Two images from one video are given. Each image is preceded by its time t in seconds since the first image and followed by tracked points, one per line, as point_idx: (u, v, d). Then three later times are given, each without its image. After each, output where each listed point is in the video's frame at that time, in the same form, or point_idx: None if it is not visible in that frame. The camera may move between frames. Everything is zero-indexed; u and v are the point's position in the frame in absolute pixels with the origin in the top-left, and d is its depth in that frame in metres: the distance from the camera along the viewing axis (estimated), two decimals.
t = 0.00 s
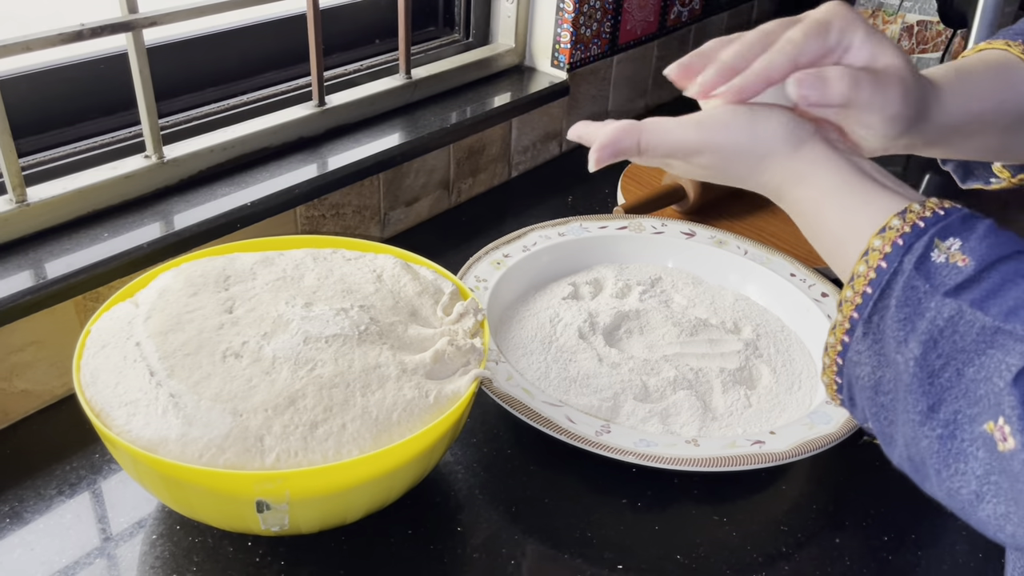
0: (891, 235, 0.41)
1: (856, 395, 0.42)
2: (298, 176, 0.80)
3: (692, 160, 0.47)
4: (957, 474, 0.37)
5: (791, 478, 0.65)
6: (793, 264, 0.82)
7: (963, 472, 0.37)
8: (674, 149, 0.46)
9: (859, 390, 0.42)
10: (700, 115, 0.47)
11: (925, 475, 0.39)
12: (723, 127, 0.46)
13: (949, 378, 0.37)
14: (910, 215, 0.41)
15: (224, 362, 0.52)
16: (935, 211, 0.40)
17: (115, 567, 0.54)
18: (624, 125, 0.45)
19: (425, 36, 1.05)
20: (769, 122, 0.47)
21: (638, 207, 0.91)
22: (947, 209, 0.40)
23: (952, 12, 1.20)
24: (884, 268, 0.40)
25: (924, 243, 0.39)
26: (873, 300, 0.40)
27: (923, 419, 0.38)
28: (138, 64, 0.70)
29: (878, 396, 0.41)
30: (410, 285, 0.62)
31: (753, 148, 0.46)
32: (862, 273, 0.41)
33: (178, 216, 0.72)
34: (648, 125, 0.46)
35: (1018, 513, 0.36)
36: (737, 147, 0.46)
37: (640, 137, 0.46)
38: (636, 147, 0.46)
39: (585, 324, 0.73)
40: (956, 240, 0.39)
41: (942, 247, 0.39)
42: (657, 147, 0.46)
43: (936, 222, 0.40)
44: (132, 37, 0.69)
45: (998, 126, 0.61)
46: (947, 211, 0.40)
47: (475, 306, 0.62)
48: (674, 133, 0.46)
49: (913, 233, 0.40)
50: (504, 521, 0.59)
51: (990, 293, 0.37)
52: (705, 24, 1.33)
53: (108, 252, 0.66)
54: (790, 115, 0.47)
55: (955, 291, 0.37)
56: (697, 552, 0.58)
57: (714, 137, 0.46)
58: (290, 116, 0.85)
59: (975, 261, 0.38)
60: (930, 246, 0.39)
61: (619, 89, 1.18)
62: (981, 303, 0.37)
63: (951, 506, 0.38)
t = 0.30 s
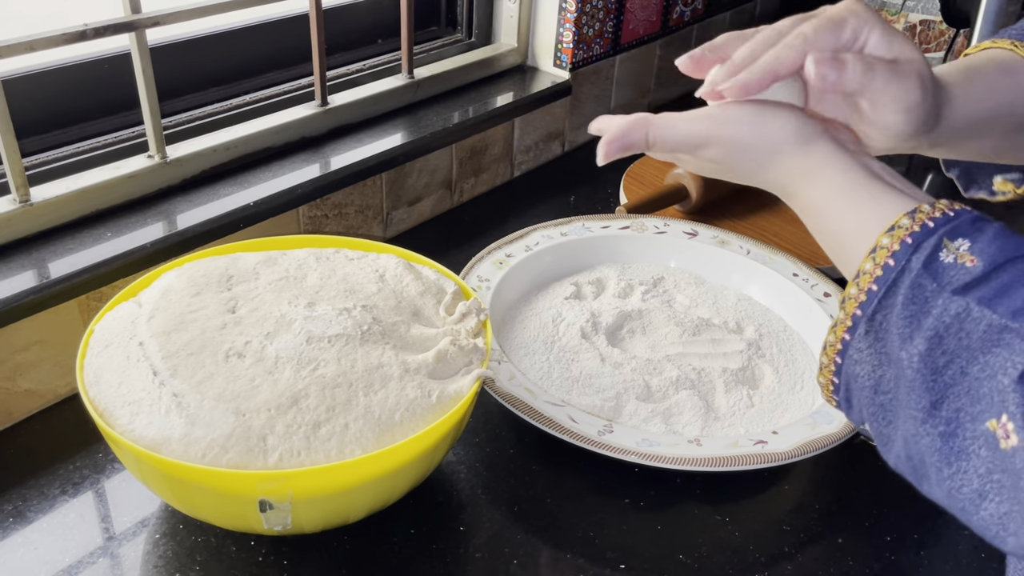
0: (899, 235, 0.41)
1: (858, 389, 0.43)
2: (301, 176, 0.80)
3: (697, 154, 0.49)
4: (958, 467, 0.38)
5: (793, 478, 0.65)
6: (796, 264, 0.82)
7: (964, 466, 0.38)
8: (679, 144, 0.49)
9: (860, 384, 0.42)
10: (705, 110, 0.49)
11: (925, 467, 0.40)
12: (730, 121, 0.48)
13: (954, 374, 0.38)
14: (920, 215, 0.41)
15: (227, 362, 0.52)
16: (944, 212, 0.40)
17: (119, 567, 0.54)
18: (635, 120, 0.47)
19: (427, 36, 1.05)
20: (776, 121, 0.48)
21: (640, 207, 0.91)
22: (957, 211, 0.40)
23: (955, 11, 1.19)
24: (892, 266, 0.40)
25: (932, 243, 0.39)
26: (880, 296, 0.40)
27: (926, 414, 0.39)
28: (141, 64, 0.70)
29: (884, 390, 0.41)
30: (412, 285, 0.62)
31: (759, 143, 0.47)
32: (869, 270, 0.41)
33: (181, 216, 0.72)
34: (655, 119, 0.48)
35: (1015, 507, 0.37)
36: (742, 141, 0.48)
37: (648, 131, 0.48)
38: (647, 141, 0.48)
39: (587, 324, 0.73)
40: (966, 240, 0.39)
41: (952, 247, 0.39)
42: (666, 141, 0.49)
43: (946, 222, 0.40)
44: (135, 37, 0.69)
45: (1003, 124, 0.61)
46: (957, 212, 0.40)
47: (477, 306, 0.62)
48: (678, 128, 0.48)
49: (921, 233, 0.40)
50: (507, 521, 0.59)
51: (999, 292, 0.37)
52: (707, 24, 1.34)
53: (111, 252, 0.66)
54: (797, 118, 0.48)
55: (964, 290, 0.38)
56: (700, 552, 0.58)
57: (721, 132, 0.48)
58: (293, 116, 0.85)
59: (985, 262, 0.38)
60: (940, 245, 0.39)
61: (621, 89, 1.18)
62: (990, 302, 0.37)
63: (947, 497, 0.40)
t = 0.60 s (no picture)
0: (879, 295, 0.41)
1: (870, 454, 0.42)
2: (302, 176, 0.80)
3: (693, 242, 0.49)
4: (960, 519, 0.37)
5: (795, 478, 0.65)
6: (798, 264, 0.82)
7: (963, 517, 0.37)
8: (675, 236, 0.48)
9: (869, 449, 0.42)
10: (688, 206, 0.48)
11: (935, 522, 0.39)
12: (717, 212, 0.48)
13: (943, 426, 0.37)
14: (897, 276, 0.42)
15: (228, 362, 0.52)
16: (920, 271, 0.41)
17: (119, 567, 0.54)
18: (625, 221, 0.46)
19: (428, 35, 1.05)
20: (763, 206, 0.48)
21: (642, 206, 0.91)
22: (934, 269, 0.41)
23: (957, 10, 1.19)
24: (877, 326, 0.41)
25: (909, 301, 0.40)
26: (869, 357, 0.40)
27: (922, 468, 0.38)
28: (142, 64, 0.70)
29: (886, 451, 0.40)
30: (413, 285, 0.62)
31: (749, 233, 0.48)
32: (857, 332, 0.42)
33: (182, 216, 0.72)
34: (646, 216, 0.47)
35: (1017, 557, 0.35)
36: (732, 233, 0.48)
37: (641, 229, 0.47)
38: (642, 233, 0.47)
39: (589, 324, 0.73)
40: (942, 294, 0.39)
41: (930, 303, 0.39)
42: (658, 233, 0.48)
43: (921, 280, 0.40)
44: (136, 37, 0.69)
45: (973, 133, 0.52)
46: (934, 269, 0.41)
47: (478, 306, 0.62)
48: (672, 225, 0.47)
49: (899, 293, 0.41)
50: (509, 521, 0.59)
51: (973, 340, 0.37)
52: (709, 23, 1.33)
53: (112, 252, 0.66)
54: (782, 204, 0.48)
55: (940, 341, 0.38)
56: (701, 552, 0.58)
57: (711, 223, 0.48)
58: (294, 115, 0.85)
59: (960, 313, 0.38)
60: (917, 302, 0.40)
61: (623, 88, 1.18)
62: (963, 350, 0.37)
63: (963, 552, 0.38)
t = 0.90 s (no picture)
0: (895, 323, 0.42)
1: (890, 483, 0.42)
2: (302, 176, 0.80)
3: (706, 255, 0.51)
4: (981, 548, 0.37)
5: (797, 478, 0.64)
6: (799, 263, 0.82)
7: (984, 546, 0.37)
8: (692, 245, 0.51)
9: (891, 479, 0.42)
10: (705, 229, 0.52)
11: (960, 550, 0.39)
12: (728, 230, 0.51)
13: (959, 454, 0.38)
14: (912, 305, 0.42)
15: (228, 362, 0.52)
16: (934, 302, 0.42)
17: (121, 567, 0.54)
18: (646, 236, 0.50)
19: (429, 35, 1.05)
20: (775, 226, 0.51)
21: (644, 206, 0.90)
22: (947, 301, 0.42)
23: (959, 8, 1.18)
24: (893, 353, 0.42)
25: (925, 328, 0.41)
26: (886, 384, 0.41)
27: (942, 496, 0.39)
28: (142, 64, 0.70)
29: (906, 480, 0.41)
30: (414, 285, 0.62)
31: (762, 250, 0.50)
32: (873, 360, 0.42)
33: (183, 216, 0.72)
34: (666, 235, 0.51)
35: None
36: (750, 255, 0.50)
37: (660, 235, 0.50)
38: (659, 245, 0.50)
39: (590, 324, 0.73)
40: (957, 324, 0.40)
41: (944, 332, 0.40)
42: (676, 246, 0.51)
43: (936, 310, 0.41)
44: (137, 37, 0.69)
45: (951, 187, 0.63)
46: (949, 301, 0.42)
47: (479, 306, 0.61)
48: (688, 233, 0.51)
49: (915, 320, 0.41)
50: (510, 521, 0.59)
51: (986, 367, 0.38)
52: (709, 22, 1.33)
53: (113, 252, 0.66)
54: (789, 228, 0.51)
55: (954, 367, 0.39)
56: (702, 552, 0.57)
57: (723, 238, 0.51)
58: (295, 116, 0.85)
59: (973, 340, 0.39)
60: (932, 331, 0.40)
61: (624, 88, 1.18)
62: (975, 377, 0.38)
63: None
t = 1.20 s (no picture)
0: (902, 397, 0.42)
1: (913, 562, 0.42)
2: (302, 176, 0.80)
3: (692, 329, 0.53)
4: None
5: (795, 478, 0.64)
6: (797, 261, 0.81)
7: None
8: (674, 320, 0.53)
9: (916, 560, 0.42)
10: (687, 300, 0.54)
11: None
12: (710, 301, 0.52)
13: (992, 536, 0.37)
14: (917, 373, 0.43)
15: (226, 362, 0.52)
16: (940, 367, 0.42)
17: (118, 567, 0.54)
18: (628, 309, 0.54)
19: (428, 35, 1.05)
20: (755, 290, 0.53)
21: (643, 205, 0.90)
22: (953, 364, 0.42)
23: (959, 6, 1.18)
24: (904, 429, 0.42)
25: (936, 400, 0.41)
26: (902, 463, 0.41)
27: None
28: (141, 64, 0.70)
29: (932, 560, 0.41)
30: (412, 285, 0.62)
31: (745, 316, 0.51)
32: (884, 437, 0.42)
33: (181, 216, 0.72)
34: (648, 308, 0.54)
35: None
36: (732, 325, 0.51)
37: (640, 308, 0.54)
38: (638, 320, 0.53)
39: (588, 324, 0.73)
40: (967, 391, 0.40)
41: (956, 401, 0.40)
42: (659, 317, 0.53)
43: (943, 377, 0.41)
44: (135, 37, 0.69)
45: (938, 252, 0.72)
46: (953, 364, 0.42)
47: (477, 306, 0.61)
48: (671, 307, 0.53)
49: (923, 392, 0.42)
50: (508, 521, 0.59)
51: (1007, 441, 0.38)
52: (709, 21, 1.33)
53: (111, 251, 0.66)
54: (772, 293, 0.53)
55: (974, 444, 0.39)
56: (701, 552, 0.57)
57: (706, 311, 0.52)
58: (293, 115, 0.85)
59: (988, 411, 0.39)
60: (944, 401, 0.41)
61: (623, 87, 1.18)
62: (999, 453, 0.38)
63: None
